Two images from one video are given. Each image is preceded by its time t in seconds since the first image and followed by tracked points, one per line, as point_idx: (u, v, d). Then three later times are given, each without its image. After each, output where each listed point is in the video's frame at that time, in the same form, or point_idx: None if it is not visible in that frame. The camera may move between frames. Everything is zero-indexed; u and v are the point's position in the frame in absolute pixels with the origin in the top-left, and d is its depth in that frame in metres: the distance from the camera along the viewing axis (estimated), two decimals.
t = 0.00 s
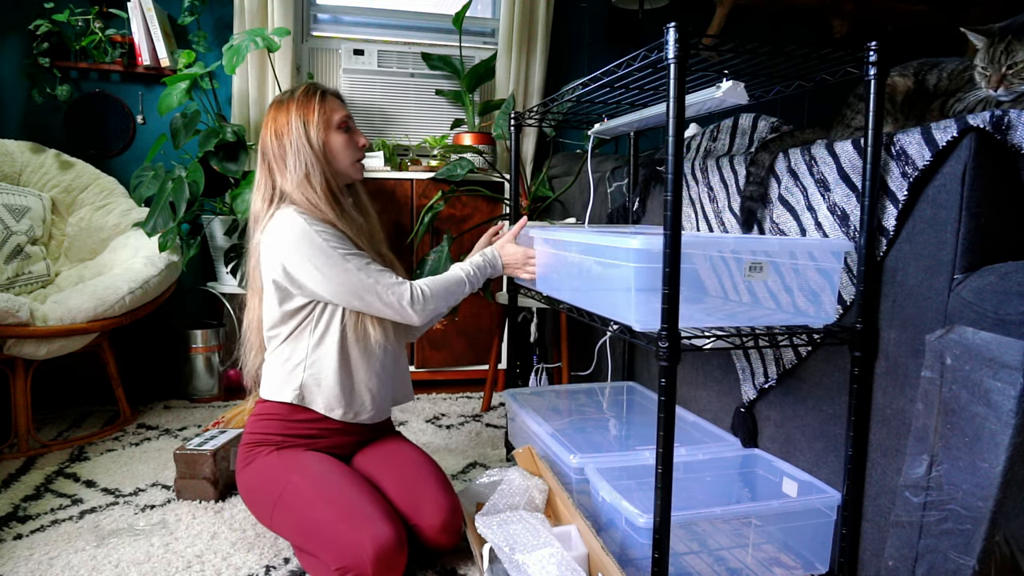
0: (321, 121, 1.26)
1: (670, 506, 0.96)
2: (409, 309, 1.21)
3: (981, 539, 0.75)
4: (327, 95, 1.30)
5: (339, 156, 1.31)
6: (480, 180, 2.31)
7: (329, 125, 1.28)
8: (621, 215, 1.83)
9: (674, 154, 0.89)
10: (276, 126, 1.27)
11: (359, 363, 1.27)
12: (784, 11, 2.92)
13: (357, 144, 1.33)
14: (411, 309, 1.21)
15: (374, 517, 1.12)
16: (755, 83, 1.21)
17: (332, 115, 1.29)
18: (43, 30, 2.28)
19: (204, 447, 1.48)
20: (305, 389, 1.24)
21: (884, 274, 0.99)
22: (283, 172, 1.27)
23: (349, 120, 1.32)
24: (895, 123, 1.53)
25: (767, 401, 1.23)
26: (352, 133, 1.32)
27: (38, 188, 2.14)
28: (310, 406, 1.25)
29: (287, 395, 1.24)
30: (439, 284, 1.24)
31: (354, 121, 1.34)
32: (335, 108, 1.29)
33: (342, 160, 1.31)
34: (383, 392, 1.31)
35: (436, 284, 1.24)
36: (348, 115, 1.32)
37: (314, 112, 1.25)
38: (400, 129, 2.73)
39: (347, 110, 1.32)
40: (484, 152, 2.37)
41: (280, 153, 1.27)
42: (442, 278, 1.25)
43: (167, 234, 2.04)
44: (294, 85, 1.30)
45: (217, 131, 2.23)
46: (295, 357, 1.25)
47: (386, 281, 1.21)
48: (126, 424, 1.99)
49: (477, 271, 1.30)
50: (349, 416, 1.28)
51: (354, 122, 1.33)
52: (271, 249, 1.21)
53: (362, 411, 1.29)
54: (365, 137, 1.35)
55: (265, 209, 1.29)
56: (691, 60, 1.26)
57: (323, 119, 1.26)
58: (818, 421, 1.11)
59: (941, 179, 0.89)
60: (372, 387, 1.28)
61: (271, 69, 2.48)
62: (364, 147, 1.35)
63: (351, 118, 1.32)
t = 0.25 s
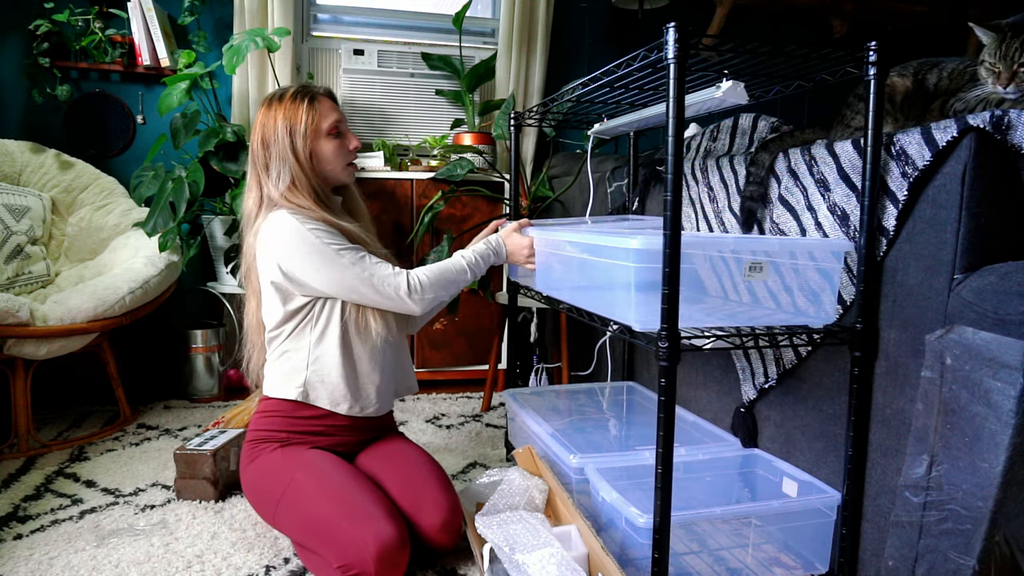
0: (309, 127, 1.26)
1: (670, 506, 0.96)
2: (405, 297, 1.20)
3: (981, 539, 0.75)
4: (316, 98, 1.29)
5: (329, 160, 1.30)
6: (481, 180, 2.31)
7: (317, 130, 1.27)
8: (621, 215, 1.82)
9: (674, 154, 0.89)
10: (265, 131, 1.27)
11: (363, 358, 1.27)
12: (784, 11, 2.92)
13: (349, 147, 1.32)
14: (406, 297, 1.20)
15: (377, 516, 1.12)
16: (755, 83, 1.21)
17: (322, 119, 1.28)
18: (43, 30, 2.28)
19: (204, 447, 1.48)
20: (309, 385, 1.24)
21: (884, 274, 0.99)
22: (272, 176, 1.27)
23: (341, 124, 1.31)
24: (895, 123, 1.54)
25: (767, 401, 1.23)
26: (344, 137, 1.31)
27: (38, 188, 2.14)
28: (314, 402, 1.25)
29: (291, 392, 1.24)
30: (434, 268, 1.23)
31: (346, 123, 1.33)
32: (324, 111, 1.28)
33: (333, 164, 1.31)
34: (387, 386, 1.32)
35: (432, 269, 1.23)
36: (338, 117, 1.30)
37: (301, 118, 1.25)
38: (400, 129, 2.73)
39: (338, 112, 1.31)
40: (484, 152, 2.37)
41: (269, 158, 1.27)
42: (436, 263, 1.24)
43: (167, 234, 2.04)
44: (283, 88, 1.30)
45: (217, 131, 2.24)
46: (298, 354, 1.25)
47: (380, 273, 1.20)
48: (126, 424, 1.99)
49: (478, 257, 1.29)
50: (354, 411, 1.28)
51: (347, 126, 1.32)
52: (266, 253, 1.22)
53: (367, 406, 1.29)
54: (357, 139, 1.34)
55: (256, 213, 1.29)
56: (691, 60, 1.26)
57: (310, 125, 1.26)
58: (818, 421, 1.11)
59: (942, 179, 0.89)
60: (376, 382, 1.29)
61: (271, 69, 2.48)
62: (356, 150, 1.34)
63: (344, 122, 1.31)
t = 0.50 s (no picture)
0: (309, 127, 1.26)
1: (670, 506, 0.96)
2: (378, 330, 1.16)
3: (981, 539, 0.75)
4: (318, 98, 1.29)
5: (330, 161, 1.30)
6: (481, 180, 2.30)
7: (318, 131, 1.27)
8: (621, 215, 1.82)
9: (674, 154, 0.89)
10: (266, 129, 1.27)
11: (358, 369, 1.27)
12: (784, 11, 2.92)
13: (350, 148, 1.32)
14: (381, 331, 1.16)
15: (376, 517, 1.12)
16: (755, 83, 1.21)
17: (323, 120, 1.27)
18: (43, 30, 2.28)
19: (204, 447, 1.48)
20: (306, 394, 1.25)
21: (885, 274, 0.99)
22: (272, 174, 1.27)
23: (343, 124, 1.31)
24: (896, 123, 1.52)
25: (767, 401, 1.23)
26: (345, 138, 1.31)
27: (38, 188, 2.14)
28: (312, 410, 1.26)
29: (290, 399, 1.25)
30: (405, 298, 1.18)
31: (348, 124, 1.33)
32: (326, 111, 1.28)
33: (333, 165, 1.30)
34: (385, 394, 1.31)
35: (405, 299, 1.18)
36: (340, 118, 1.30)
37: (301, 118, 1.25)
38: (400, 129, 2.73)
39: (340, 113, 1.31)
40: (484, 152, 2.37)
41: (269, 156, 1.28)
42: (406, 289, 1.19)
43: (167, 234, 2.04)
44: (286, 86, 1.30)
45: (217, 131, 2.23)
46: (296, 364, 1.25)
47: (361, 300, 1.17)
48: (126, 424, 1.99)
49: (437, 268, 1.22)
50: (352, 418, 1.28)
51: (348, 127, 1.31)
52: (262, 257, 1.21)
53: (365, 413, 1.29)
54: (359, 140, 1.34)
55: (256, 210, 1.30)
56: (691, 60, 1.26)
57: (311, 125, 1.26)
58: (818, 421, 1.11)
59: (941, 179, 0.89)
60: (374, 390, 1.29)
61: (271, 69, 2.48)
62: (358, 150, 1.33)
63: (346, 123, 1.31)
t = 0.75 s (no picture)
0: (301, 126, 1.25)
1: (670, 507, 0.96)
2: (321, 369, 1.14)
3: (981, 539, 0.75)
4: (313, 96, 1.27)
5: (324, 161, 1.28)
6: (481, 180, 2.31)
7: (311, 130, 1.26)
8: (621, 215, 1.82)
9: (674, 154, 0.89)
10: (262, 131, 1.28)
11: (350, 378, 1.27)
12: (784, 11, 2.92)
13: (345, 146, 1.30)
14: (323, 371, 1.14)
15: (375, 517, 1.12)
16: (755, 83, 1.21)
17: (315, 121, 1.26)
18: (43, 30, 2.28)
19: (204, 447, 1.48)
20: (300, 402, 1.25)
21: (884, 274, 0.99)
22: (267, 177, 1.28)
23: (336, 124, 1.29)
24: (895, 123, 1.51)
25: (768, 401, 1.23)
26: (339, 137, 1.29)
27: (38, 188, 2.14)
28: (306, 419, 1.26)
29: (284, 408, 1.26)
30: (348, 338, 1.13)
31: (343, 122, 1.30)
32: (319, 110, 1.27)
33: (327, 165, 1.29)
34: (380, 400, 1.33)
35: (348, 341, 1.13)
36: (335, 116, 1.28)
37: (294, 117, 1.24)
38: (400, 129, 2.73)
39: (335, 110, 1.29)
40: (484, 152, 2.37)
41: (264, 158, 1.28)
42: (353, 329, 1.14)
43: (167, 234, 2.04)
44: (283, 86, 1.29)
45: (217, 131, 2.23)
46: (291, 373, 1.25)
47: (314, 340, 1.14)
48: (126, 424, 1.99)
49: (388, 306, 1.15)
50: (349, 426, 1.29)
51: (342, 126, 1.29)
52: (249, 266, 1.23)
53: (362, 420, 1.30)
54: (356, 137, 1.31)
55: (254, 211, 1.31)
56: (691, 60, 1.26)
57: (303, 124, 1.25)
58: (818, 421, 1.11)
59: (941, 179, 0.89)
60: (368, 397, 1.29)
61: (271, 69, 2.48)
62: (354, 148, 1.31)
63: (339, 122, 1.29)
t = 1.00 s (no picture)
0: (264, 133, 1.25)
1: (670, 507, 0.96)
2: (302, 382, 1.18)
3: (981, 539, 0.75)
4: (279, 100, 1.26)
5: (294, 164, 1.26)
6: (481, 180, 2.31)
7: (274, 135, 1.25)
8: (621, 215, 1.82)
9: (674, 154, 0.89)
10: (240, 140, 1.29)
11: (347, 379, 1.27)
12: (784, 11, 2.92)
13: (311, 147, 1.25)
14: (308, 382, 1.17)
15: (374, 517, 1.12)
16: (755, 83, 1.21)
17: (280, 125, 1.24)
18: (43, 29, 2.28)
19: (204, 447, 1.48)
20: (295, 406, 1.24)
21: (885, 274, 0.99)
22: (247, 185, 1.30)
23: (304, 125, 1.25)
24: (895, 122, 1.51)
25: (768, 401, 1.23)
26: (307, 138, 1.26)
27: (38, 188, 2.14)
28: (302, 423, 1.25)
29: (280, 412, 1.25)
30: (331, 360, 1.15)
31: (310, 122, 1.26)
32: (281, 113, 1.25)
33: (298, 168, 1.26)
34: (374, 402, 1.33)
35: (330, 361, 1.15)
36: (297, 117, 1.25)
37: (258, 124, 1.25)
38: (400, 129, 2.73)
39: (299, 111, 1.25)
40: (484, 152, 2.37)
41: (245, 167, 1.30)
42: (340, 354, 1.14)
43: (167, 234, 2.04)
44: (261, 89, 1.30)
45: (217, 131, 2.23)
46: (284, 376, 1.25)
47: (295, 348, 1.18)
48: (126, 424, 1.99)
49: (379, 342, 1.14)
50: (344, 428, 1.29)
51: (310, 126, 1.26)
52: (228, 272, 1.26)
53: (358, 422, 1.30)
54: (322, 137, 1.25)
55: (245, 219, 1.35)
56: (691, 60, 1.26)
57: (265, 130, 1.25)
58: (818, 421, 1.11)
59: (941, 179, 0.89)
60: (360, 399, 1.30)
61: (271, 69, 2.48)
62: (320, 149, 1.25)
63: (307, 122, 1.25)
